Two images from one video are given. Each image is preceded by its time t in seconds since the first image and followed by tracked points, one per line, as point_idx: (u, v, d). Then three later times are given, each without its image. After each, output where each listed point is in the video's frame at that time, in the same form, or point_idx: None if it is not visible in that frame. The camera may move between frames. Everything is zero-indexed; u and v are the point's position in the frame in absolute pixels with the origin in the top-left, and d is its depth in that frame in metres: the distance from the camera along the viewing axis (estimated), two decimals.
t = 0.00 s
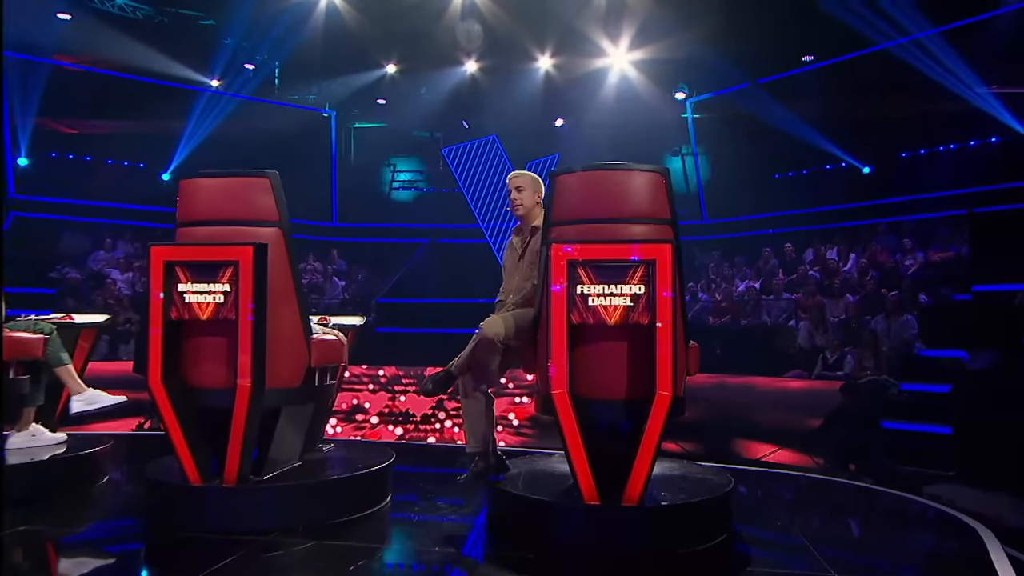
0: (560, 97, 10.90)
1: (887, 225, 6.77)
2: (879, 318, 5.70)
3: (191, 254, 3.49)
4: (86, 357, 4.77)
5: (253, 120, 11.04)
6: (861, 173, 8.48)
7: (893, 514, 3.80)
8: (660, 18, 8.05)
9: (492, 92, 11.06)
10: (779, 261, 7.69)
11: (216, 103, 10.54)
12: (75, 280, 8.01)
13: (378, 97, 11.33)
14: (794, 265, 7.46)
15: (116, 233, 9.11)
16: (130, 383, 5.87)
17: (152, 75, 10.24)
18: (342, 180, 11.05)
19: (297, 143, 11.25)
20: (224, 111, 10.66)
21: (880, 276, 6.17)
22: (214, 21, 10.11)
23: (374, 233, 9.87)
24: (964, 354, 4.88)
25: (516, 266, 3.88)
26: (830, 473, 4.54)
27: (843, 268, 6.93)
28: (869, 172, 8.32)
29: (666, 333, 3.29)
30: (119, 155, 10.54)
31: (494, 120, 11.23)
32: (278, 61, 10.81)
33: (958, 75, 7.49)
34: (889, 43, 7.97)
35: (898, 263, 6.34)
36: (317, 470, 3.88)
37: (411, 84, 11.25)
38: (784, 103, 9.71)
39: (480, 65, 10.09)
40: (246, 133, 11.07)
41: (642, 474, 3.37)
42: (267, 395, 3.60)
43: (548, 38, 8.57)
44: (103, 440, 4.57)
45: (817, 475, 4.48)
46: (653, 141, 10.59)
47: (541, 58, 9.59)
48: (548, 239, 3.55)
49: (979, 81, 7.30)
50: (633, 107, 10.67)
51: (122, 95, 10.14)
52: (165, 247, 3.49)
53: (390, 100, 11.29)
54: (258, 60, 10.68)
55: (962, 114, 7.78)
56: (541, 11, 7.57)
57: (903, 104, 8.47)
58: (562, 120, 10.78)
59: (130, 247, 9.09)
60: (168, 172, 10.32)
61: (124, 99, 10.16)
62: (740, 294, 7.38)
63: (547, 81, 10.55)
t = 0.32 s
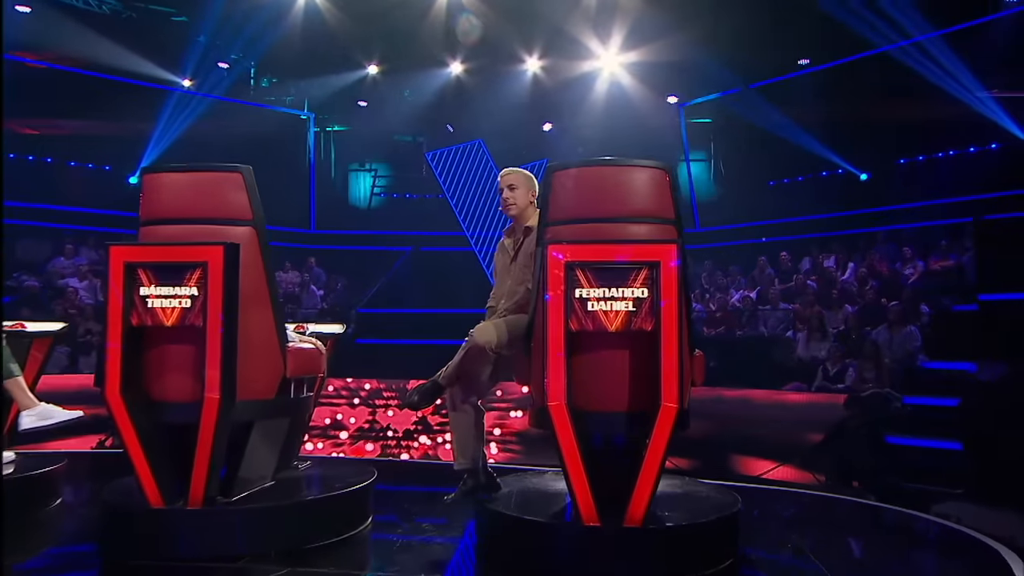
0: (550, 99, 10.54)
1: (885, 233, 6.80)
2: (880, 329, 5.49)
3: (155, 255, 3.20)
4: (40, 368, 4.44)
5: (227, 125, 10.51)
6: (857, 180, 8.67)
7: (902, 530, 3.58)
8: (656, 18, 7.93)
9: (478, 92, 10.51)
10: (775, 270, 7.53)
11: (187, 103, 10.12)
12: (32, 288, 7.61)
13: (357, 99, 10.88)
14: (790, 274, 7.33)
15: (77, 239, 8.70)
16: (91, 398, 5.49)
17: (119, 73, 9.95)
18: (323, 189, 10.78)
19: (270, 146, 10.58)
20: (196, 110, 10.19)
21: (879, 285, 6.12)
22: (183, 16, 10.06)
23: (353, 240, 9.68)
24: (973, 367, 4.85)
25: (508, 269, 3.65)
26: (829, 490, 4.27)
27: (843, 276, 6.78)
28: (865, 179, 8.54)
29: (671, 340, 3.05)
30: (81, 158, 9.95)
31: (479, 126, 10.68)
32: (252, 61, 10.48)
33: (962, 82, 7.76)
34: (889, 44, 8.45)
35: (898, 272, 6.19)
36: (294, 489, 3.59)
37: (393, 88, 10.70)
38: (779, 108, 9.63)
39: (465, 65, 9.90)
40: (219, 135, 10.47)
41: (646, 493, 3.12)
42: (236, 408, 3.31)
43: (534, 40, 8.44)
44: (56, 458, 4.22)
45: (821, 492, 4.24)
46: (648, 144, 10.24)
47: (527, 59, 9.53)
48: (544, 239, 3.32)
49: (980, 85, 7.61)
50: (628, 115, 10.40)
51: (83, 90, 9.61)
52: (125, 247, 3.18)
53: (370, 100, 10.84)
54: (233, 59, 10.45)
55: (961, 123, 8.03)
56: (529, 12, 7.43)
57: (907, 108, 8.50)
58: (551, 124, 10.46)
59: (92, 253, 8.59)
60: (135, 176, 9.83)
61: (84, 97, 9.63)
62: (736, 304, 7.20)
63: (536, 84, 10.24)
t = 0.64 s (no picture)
0: (540, 102, 10.37)
1: (889, 242, 6.92)
2: (886, 341, 5.34)
3: (117, 256, 2.92)
4: None
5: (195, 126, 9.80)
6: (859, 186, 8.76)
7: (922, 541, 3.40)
8: (648, 15, 7.79)
9: (467, 92, 10.17)
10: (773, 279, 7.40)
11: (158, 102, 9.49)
12: None
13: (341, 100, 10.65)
14: (790, 284, 7.15)
15: (37, 245, 8.00)
16: (50, 413, 5.11)
17: (86, 70, 8.99)
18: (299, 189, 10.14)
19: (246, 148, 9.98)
20: (168, 110, 9.55)
21: (884, 293, 5.77)
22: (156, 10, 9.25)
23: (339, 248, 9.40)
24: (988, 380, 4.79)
25: (501, 273, 3.41)
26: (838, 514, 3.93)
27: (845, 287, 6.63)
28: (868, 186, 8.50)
29: (680, 350, 2.84)
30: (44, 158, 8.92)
31: (471, 124, 10.48)
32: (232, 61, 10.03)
33: (965, 81, 7.56)
34: (896, 47, 8.00)
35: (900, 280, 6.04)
36: (268, 512, 3.30)
37: (379, 87, 10.50)
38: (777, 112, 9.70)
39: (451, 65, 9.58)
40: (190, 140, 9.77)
41: (654, 516, 2.86)
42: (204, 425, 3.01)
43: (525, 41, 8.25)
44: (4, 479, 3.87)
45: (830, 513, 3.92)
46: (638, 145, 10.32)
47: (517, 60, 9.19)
48: (541, 240, 3.07)
49: (985, 86, 7.36)
50: (618, 117, 10.41)
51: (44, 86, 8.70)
52: (83, 247, 2.90)
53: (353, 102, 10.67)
54: (207, 56, 9.86)
55: (956, 128, 7.94)
56: (517, 10, 7.11)
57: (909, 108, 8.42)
58: (541, 128, 10.41)
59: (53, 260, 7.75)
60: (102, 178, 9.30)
61: (47, 92, 8.69)
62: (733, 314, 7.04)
63: (526, 85, 10.01)
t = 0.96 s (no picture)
0: (531, 101, 9.18)
1: (901, 247, 6.78)
2: (897, 350, 5.22)
3: (72, 256, 2.64)
4: None
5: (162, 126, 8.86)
6: (866, 188, 8.64)
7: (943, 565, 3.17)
8: (648, 11, 6.90)
9: (456, 90, 9.22)
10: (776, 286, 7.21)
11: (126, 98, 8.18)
12: None
13: (322, 98, 10.21)
14: (796, 291, 7.00)
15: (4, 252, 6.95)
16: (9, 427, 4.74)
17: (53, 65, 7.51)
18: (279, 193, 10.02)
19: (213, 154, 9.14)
20: (139, 106, 8.51)
21: (893, 298, 5.84)
22: None
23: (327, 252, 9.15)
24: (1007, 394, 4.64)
25: (497, 276, 3.21)
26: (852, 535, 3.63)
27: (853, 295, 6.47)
28: (876, 187, 8.43)
29: (693, 359, 2.61)
30: None
31: (464, 124, 9.78)
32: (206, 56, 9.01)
33: (981, 80, 7.37)
34: (909, 42, 7.84)
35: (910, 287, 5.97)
36: (241, 538, 3.00)
37: (362, 84, 9.90)
38: (781, 110, 9.63)
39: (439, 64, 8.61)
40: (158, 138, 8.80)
41: (665, 542, 2.61)
42: (170, 442, 2.73)
43: (516, 37, 7.18)
44: None
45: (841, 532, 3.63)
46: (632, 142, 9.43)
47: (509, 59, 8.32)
48: (541, 240, 2.82)
49: (1001, 84, 7.18)
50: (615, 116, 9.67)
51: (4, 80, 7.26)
52: (34, 247, 2.63)
53: (335, 101, 10.24)
54: (180, 49, 8.64)
55: (973, 126, 7.74)
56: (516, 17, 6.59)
57: (921, 111, 8.27)
58: (533, 128, 9.45)
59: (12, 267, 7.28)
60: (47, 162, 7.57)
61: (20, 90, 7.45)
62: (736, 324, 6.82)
63: (516, 84, 8.73)
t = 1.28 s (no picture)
0: (524, 97, 9.18)
1: (915, 250, 6.54)
2: (912, 360, 4.94)
3: (24, 257, 2.39)
4: None
5: (146, 117, 8.51)
6: (878, 190, 8.29)
7: None
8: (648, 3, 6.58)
9: (443, 86, 9.17)
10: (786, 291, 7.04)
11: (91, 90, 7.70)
12: None
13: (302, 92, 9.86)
14: (803, 296, 6.96)
15: None
16: None
17: (22, 58, 6.85)
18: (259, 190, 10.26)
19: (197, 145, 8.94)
20: (103, 101, 7.97)
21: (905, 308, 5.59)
22: None
23: (315, 259, 9.01)
24: None
25: (492, 280, 2.99)
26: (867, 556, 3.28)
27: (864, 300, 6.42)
28: (886, 189, 8.19)
29: (708, 372, 2.40)
30: None
31: (466, 140, 9.55)
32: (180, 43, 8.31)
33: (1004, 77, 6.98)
34: (927, 35, 7.33)
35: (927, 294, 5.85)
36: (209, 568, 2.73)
37: (345, 80, 9.52)
38: (790, 107, 9.18)
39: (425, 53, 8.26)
40: (139, 131, 8.43)
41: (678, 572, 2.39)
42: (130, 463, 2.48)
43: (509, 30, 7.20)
44: None
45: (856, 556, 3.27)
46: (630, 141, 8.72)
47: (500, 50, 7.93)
48: (541, 240, 2.59)
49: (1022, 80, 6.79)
50: (614, 115, 9.18)
51: None
52: None
53: (316, 94, 9.86)
54: (150, 38, 7.95)
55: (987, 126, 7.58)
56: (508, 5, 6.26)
57: (924, 109, 8.14)
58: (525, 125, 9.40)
59: None
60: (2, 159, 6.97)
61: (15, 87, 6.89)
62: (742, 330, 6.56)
63: (510, 76, 8.73)
